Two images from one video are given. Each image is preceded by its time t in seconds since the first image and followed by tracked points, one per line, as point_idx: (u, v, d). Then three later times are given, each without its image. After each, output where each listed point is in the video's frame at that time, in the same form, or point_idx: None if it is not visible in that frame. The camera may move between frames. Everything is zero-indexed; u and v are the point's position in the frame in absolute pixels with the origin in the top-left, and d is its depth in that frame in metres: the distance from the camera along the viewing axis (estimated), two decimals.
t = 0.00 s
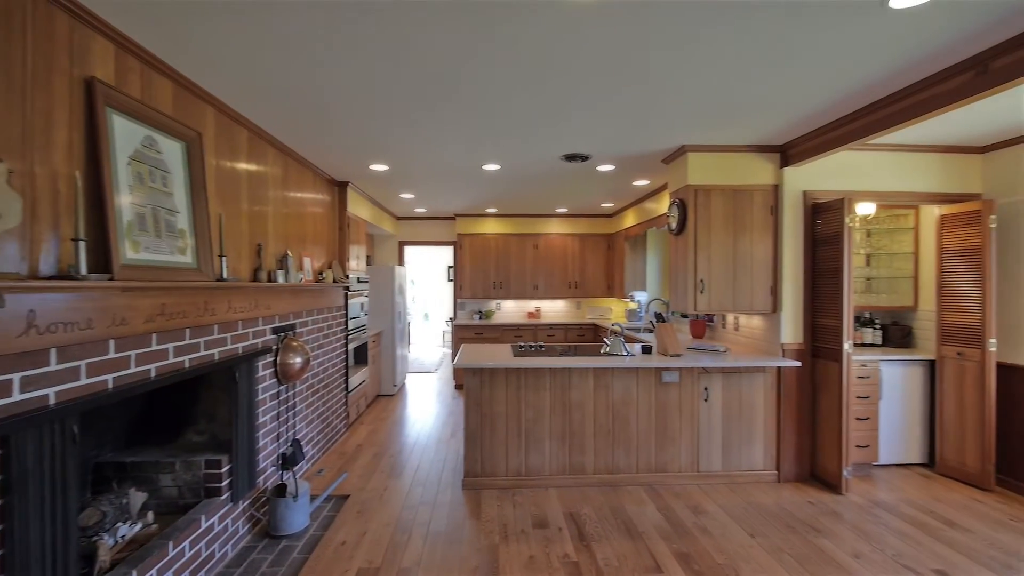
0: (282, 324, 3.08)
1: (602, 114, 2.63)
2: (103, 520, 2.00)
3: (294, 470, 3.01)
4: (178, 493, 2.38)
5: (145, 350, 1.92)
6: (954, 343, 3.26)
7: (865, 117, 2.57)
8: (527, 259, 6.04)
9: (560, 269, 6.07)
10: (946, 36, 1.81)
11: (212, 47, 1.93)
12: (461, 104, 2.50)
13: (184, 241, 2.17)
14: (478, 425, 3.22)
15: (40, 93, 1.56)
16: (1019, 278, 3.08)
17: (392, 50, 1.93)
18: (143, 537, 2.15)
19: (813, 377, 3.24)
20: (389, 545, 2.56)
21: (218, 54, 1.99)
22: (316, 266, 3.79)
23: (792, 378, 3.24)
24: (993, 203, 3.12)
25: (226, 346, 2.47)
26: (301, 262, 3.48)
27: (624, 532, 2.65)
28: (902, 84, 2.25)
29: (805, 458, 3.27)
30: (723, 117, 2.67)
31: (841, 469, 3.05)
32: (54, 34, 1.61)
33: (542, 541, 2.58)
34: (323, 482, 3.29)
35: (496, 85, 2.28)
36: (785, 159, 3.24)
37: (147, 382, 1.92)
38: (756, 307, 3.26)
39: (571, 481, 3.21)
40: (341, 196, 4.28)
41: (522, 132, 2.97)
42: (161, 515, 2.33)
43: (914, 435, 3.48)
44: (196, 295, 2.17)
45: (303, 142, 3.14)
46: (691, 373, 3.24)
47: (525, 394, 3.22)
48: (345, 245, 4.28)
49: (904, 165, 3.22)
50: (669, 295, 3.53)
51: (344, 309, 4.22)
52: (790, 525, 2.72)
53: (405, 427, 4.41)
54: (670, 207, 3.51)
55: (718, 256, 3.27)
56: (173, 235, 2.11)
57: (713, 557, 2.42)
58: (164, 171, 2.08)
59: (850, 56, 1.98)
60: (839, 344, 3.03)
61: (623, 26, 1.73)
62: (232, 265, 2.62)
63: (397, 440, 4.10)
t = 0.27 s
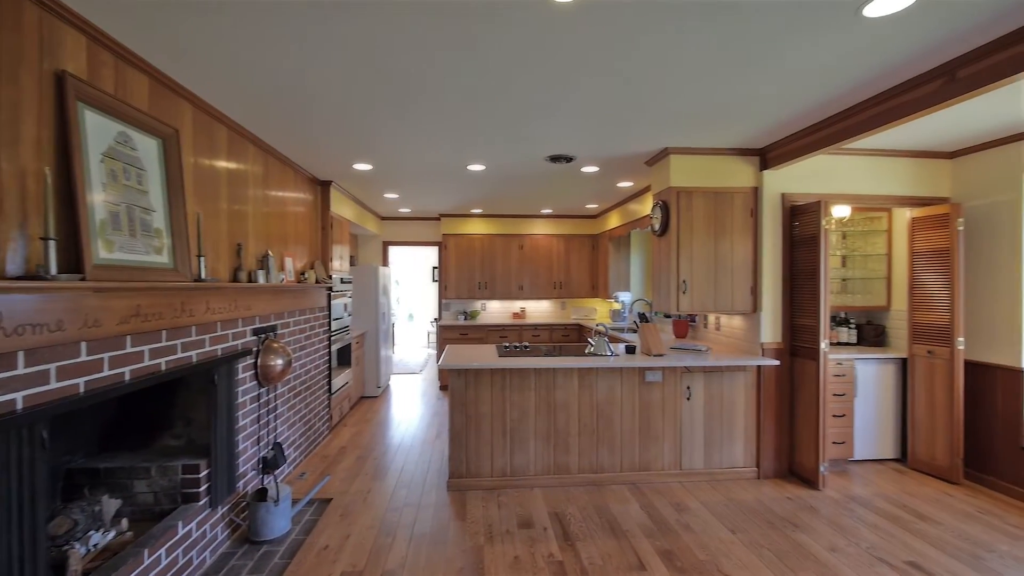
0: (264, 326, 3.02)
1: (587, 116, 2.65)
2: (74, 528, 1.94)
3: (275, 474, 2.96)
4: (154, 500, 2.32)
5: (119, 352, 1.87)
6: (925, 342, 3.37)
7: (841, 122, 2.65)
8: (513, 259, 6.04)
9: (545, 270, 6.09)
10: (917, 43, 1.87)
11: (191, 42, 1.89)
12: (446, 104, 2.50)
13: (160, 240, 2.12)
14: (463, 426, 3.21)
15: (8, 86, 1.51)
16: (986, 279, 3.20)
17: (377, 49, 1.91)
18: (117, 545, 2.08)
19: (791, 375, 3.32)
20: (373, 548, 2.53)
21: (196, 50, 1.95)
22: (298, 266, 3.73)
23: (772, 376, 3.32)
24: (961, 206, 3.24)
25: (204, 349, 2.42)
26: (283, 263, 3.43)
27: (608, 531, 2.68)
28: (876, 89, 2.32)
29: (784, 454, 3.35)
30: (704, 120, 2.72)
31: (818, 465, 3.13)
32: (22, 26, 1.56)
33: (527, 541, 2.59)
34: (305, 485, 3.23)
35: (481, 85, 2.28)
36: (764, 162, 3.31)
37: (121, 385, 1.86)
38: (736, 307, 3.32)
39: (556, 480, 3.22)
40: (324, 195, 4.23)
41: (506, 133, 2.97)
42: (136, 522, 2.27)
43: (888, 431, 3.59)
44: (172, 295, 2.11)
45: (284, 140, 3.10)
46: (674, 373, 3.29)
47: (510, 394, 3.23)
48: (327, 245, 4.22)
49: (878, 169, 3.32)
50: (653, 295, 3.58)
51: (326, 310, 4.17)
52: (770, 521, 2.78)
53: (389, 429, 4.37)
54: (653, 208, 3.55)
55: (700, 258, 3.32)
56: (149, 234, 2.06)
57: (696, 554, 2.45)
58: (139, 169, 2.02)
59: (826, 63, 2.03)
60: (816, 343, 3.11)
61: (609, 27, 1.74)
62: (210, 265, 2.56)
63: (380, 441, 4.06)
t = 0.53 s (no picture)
0: (244, 327, 2.96)
1: (571, 118, 2.67)
2: (44, 537, 1.88)
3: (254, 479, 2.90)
4: (128, 506, 2.25)
5: (92, 355, 1.81)
6: (897, 341, 3.48)
7: (817, 127, 2.72)
8: (498, 260, 6.04)
9: (530, 270, 6.10)
10: (889, 53, 1.93)
11: (166, 37, 1.84)
12: (431, 104, 2.49)
13: (136, 240, 2.06)
14: (448, 427, 3.19)
15: None
16: (954, 280, 3.32)
17: (361, 48, 1.89)
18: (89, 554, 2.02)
19: (770, 374, 3.39)
20: (357, 552, 2.50)
21: (174, 47, 1.91)
22: (280, 266, 3.68)
23: (752, 375, 3.39)
24: (932, 210, 3.35)
25: (182, 350, 2.36)
26: (264, 263, 3.37)
27: (592, 530, 2.70)
28: (851, 96, 2.39)
29: (763, 452, 3.42)
30: (686, 124, 2.76)
31: (796, 462, 3.20)
32: None
33: (512, 541, 2.59)
34: (286, 489, 3.18)
35: (466, 87, 2.28)
36: (744, 165, 3.37)
37: (95, 388, 1.81)
38: (717, 307, 3.38)
39: (542, 480, 3.23)
40: (306, 194, 4.17)
41: (491, 134, 2.97)
42: (110, 529, 2.21)
43: (862, 427, 3.70)
44: (148, 296, 2.06)
45: (265, 138, 3.05)
46: (658, 372, 3.33)
47: (495, 395, 3.23)
48: (310, 245, 4.16)
49: (853, 172, 3.42)
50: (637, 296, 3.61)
51: (309, 311, 4.11)
52: (750, 517, 2.83)
53: (373, 431, 4.32)
54: (637, 209, 3.59)
55: (683, 259, 3.36)
56: (124, 233, 2.00)
57: (678, 550, 2.49)
58: (114, 166, 1.97)
59: (802, 71, 2.09)
60: (794, 342, 3.18)
61: (592, 31, 1.76)
62: (187, 265, 2.50)
63: (364, 443, 4.02)
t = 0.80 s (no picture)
0: (221, 328, 2.90)
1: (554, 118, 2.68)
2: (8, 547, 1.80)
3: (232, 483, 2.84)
4: (98, 514, 2.17)
5: (58, 358, 1.75)
6: (869, 339, 3.59)
7: (793, 131, 2.79)
8: (481, 260, 6.03)
9: (513, 270, 6.11)
10: (861, 60, 2.00)
11: (139, 30, 1.79)
12: (414, 103, 2.47)
13: (105, 237, 1.99)
14: (431, 428, 3.18)
15: None
16: (922, 280, 3.44)
17: (343, 46, 1.87)
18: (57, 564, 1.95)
19: (748, 372, 3.47)
20: (338, 555, 2.47)
21: (146, 39, 1.85)
22: (259, 265, 3.61)
23: (730, 373, 3.46)
24: (901, 212, 3.47)
25: (155, 353, 2.29)
26: (242, 262, 3.29)
27: (575, 528, 2.71)
28: (825, 101, 2.46)
29: (741, 448, 3.49)
30: (667, 126, 2.80)
31: (773, 458, 3.28)
32: None
33: (495, 541, 2.59)
34: (265, 493, 3.12)
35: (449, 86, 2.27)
36: (723, 168, 3.44)
37: (62, 392, 1.74)
38: (697, 306, 3.43)
39: (525, 480, 3.24)
40: (286, 192, 4.09)
41: (474, 134, 2.97)
42: (79, 538, 2.13)
43: (836, 423, 3.81)
44: (119, 296, 1.99)
45: (242, 135, 2.98)
46: (639, 371, 3.37)
47: (478, 395, 3.22)
48: (289, 244, 4.08)
49: (826, 175, 3.52)
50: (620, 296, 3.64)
51: (289, 311, 4.03)
52: (728, 512, 2.89)
53: (354, 433, 4.27)
54: (619, 210, 3.63)
55: (664, 259, 3.41)
56: (93, 231, 1.93)
57: (659, 547, 2.52)
58: (83, 162, 1.90)
59: (779, 76, 2.14)
60: (770, 341, 3.26)
61: (575, 32, 1.77)
62: (161, 265, 2.43)
63: (346, 445, 3.97)
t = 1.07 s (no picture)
0: (196, 328, 2.82)
1: (537, 118, 2.69)
2: None
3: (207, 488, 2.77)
4: (65, 522, 2.09)
5: (22, 360, 1.68)
6: (841, 337, 3.71)
7: (769, 134, 2.86)
8: (464, 260, 6.01)
9: (495, 270, 6.10)
10: (834, 66, 2.06)
11: (110, 20, 1.73)
12: (396, 102, 2.45)
13: (73, 235, 1.93)
14: (414, 429, 3.15)
15: None
16: (890, 280, 3.57)
17: (324, 42, 1.84)
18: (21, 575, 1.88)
19: (726, 370, 3.54)
20: (319, 560, 2.43)
21: (118, 30, 1.79)
22: (236, 264, 3.52)
23: (709, 371, 3.53)
24: (871, 215, 3.59)
25: (126, 355, 2.22)
26: (218, 261, 3.21)
27: (558, 527, 2.73)
28: (799, 106, 2.54)
29: (720, 445, 3.57)
30: (649, 127, 2.84)
31: (750, 454, 3.36)
32: None
33: (477, 541, 2.58)
34: (242, 498, 3.05)
35: (432, 86, 2.26)
36: (702, 170, 3.51)
37: (27, 396, 1.68)
38: (677, 306, 3.49)
39: (509, 480, 3.25)
40: (265, 190, 4.01)
41: (457, 133, 2.96)
42: (44, 547, 2.05)
43: (810, 419, 3.92)
44: (87, 296, 1.92)
45: (218, 131, 2.91)
46: (621, 370, 3.41)
47: (461, 395, 3.21)
48: (268, 243, 4.00)
49: (802, 178, 3.62)
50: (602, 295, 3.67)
51: (267, 311, 3.95)
52: (707, 508, 2.95)
53: (335, 435, 4.21)
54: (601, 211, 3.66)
55: (646, 260, 3.45)
56: (60, 229, 1.86)
57: (640, 543, 2.55)
58: (49, 156, 1.83)
59: (756, 80, 2.19)
60: (748, 340, 3.33)
61: (559, 33, 1.79)
62: (133, 264, 2.36)
63: (326, 448, 3.91)
